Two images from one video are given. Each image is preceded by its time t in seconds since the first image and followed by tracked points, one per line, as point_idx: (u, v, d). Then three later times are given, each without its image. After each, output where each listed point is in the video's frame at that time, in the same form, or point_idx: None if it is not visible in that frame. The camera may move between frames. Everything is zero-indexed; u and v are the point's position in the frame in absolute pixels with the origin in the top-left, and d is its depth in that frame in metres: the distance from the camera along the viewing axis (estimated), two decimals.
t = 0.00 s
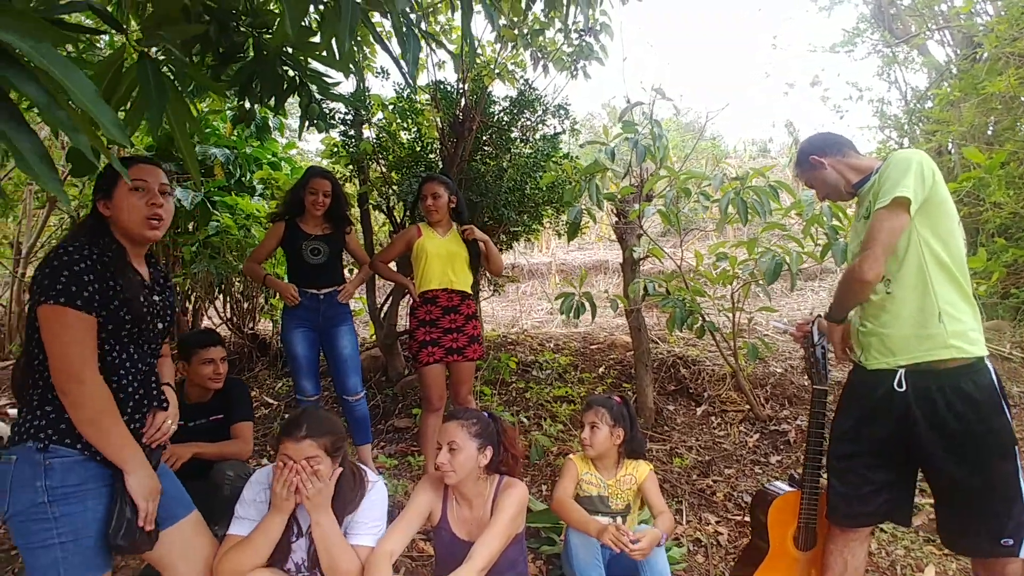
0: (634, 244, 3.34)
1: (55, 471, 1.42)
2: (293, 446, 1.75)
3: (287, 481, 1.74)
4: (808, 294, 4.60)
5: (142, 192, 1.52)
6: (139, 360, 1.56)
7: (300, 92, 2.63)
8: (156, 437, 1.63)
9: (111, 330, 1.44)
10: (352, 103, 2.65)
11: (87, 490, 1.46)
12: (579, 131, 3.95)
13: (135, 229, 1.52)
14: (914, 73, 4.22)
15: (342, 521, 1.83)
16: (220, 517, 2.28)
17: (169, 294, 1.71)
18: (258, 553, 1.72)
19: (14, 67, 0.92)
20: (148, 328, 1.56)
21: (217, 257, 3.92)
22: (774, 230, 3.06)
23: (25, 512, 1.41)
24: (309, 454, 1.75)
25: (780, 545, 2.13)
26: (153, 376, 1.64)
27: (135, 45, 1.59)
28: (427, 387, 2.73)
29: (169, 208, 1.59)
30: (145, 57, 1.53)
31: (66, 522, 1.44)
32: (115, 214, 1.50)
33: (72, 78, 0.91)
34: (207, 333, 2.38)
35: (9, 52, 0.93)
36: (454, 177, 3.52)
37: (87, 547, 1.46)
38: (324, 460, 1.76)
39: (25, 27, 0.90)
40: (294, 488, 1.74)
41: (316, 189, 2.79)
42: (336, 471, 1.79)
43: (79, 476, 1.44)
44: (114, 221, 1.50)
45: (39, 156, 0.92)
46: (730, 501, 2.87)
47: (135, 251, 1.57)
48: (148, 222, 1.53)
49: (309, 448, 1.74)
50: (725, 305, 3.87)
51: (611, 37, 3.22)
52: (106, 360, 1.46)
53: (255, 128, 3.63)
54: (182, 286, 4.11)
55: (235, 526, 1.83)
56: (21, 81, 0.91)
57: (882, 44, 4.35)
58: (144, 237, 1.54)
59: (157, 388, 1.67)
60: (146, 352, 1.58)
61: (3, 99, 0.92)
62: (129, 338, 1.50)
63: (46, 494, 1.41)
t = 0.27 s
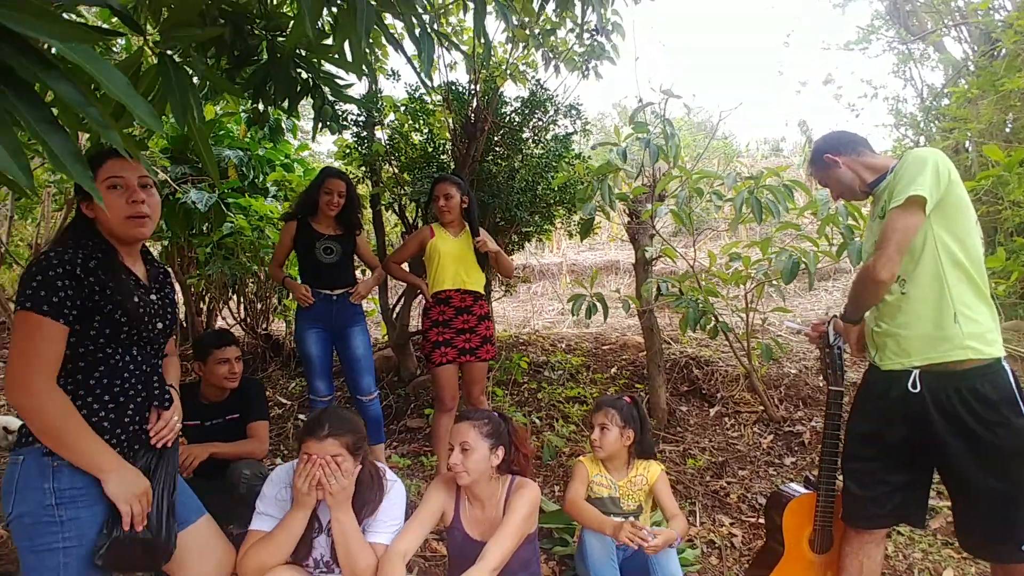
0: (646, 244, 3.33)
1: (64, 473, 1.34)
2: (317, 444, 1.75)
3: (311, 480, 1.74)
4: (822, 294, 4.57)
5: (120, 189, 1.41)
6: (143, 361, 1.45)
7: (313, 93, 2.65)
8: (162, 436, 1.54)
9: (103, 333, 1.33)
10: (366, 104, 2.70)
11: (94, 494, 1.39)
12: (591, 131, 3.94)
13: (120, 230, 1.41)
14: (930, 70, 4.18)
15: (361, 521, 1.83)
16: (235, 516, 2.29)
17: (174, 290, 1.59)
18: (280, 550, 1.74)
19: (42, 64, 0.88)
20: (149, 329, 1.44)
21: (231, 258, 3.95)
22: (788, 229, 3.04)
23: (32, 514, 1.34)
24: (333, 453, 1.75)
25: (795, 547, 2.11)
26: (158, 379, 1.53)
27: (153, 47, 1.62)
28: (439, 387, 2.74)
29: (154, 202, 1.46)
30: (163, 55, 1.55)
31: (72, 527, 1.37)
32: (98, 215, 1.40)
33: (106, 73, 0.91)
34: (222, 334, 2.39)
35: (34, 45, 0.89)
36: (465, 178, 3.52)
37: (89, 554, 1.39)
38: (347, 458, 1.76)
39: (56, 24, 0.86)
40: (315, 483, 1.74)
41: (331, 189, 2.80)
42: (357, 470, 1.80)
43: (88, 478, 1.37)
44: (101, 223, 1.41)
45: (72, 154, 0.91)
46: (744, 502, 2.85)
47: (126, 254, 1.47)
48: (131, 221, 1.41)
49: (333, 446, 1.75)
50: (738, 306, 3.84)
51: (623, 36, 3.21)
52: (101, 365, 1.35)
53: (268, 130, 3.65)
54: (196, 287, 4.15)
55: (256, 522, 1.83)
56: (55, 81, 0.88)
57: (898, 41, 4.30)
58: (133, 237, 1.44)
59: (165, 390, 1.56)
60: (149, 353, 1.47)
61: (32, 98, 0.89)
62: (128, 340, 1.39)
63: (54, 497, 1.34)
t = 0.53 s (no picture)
0: (656, 243, 3.32)
1: (71, 473, 1.34)
2: (333, 442, 1.77)
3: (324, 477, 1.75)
4: (834, 293, 4.53)
5: (122, 193, 1.40)
6: (148, 363, 1.45)
7: (322, 94, 2.63)
8: (166, 430, 1.53)
9: (110, 339, 1.33)
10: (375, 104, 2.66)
11: (102, 493, 1.39)
12: (600, 130, 3.93)
13: (121, 234, 1.41)
14: (943, 65, 4.14)
15: (373, 519, 1.84)
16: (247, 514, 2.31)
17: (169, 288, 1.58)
18: (296, 545, 1.74)
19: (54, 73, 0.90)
20: (155, 331, 1.44)
21: (242, 257, 3.97)
22: (799, 227, 3.02)
23: (38, 516, 1.33)
24: (347, 450, 1.76)
25: (806, 546, 2.10)
26: (162, 380, 1.52)
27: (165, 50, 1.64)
28: (449, 386, 2.74)
29: (154, 207, 1.47)
30: (176, 59, 1.58)
31: (81, 526, 1.37)
32: (98, 219, 1.39)
33: (115, 82, 0.94)
34: (235, 334, 2.41)
35: (42, 54, 0.91)
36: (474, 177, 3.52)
37: (97, 552, 1.40)
38: (361, 458, 1.77)
39: (74, 36, 0.89)
40: (327, 479, 1.75)
41: (339, 189, 2.83)
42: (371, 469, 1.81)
43: (96, 478, 1.37)
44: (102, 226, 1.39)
45: (82, 158, 0.93)
46: (755, 502, 2.83)
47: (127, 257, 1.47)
48: (133, 226, 1.41)
49: (348, 445, 1.76)
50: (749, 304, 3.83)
51: (632, 34, 3.19)
52: (107, 369, 1.35)
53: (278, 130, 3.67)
54: (207, 286, 4.18)
55: (270, 517, 1.84)
56: (66, 89, 0.90)
57: (910, 36, 4.27)
58: (133, 240, 1.43)
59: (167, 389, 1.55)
60: (154, 355, 1.46)
61: (41, 104, 0.90)
62: (134, 343, 1.39)
63: (61, 497, 1.34)
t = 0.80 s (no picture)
0: (661, 242, 3.32)
1: (70, 475, 1.34)
2: (340, 444, 1.77)
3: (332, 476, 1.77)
4: (840, 291, 4.52)
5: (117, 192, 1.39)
6: (145, 362, 1.43)
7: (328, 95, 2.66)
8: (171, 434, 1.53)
9: (103, 335, 1.33)
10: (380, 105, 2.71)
11: (104, 495, 1.39)
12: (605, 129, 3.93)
13: (114, 233, 1.39)
14: (950, 62, 4.12)
15: (380, 518, 1.84)
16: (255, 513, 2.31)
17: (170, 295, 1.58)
18: (305, 543, 1.75)
19: (70, 73, 0.90)
20: (149, 329, 1.43)
21: (248, 258, 3.99)
22: (805, 226, 3.01)
23: (38, 519, 1.32)
24: (354, 451, 1.76)
25: (814, 544, 2.10)
26: (161, 379, 1.50)
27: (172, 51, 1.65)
28: (455, 385, 2.74)
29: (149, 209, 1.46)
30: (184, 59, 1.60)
31: (83, 530, 1.36)
32: (91, 218, 1.38)
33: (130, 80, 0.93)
34: (243, 334, 2.42)
35: (59, 52, 0.91)
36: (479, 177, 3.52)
37: (102, 554, 1.39)
38: (369, 459, 1.77)
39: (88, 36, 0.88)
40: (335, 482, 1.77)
41: (339, 188, 2.91)
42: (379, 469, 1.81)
43: (96, 479, 1.37)
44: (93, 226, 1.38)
45: (97, 155, 0.92)
46: (762, 501, 2.83)
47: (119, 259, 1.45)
48: (128, 224, 1.40)
49: (355, 447, 1.76)
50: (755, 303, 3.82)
51: (636, 33, 3.19)
52: (103, 367, 1.34)
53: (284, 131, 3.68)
54: (214, 287, 4.20)
55: (279, 517, 1.85)
56: (82, 88, 0.90)
57: (916, 33, 4.25)
58: (128, 239, 1.42)
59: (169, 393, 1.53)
60: (152, 355, 1.45)
61: (57, 103, 0.90)
62: (129, 341, 1.38)
63: (62, 499, 1.34)
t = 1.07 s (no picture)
0: (664, 241, 3.32)
1: (63, 478, 1.33)
2: (341, 449, 1.76)
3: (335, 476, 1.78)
4: (845, 289, 4.51)
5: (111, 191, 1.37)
6: (139, 360, 1.41)
7: (331, 95, 2.66)
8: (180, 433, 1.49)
9: (92, 336, 1.31)
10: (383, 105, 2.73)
11: (97, 497, 1.38)
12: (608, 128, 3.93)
13: (107, 232, 1.38)
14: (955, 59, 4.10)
15: (383, 516, 1.84)
16: (260, 513, 2.32)
17: (169, 294, 1.56)
18: (309, 541, 1.75)
19: (69, 71, 0.91)
20: (142, 327, 1.41)
21: (252, 258, 4.00)
22: (809, 224, 3.00)
23: (32, 522, 1.32)
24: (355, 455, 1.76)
25: (818, 544, 2.09)
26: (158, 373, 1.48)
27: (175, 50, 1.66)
28: (459, 384, 2.75)
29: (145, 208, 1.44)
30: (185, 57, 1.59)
31: (77, 533, 1.35)
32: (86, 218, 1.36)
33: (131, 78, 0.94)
34: (248, 333, 2.43)
35: (59, 53, 0.92)
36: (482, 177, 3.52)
37: (98, 558, 1.38)
38: (370, 460, 1.76)
39: (88, 34, 0.89)
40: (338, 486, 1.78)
41: (339, 187, 2.87)
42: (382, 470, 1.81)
43: (90, 483, 1.36)
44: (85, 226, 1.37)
45: (101, 157, 0.92)
46: (767, 500, 2.82)
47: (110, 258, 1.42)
48: (123, 224, 1.38)
49: (355, 451, 1.76)
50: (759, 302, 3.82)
51: (639, 32, 3.19)
52: (94, 368, 1.33)
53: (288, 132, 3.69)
54: (219, 287, 4.21)
55: (282, 516, 1.85)
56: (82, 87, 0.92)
57: (921, 31, 4.23)
58: (121, 239, 1.40)
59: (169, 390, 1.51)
60: (147, 354, 1.43)
61: (57, 101, 0.91)
62: (121, 340, 1.36)
63: (54, 503, 1.33)
